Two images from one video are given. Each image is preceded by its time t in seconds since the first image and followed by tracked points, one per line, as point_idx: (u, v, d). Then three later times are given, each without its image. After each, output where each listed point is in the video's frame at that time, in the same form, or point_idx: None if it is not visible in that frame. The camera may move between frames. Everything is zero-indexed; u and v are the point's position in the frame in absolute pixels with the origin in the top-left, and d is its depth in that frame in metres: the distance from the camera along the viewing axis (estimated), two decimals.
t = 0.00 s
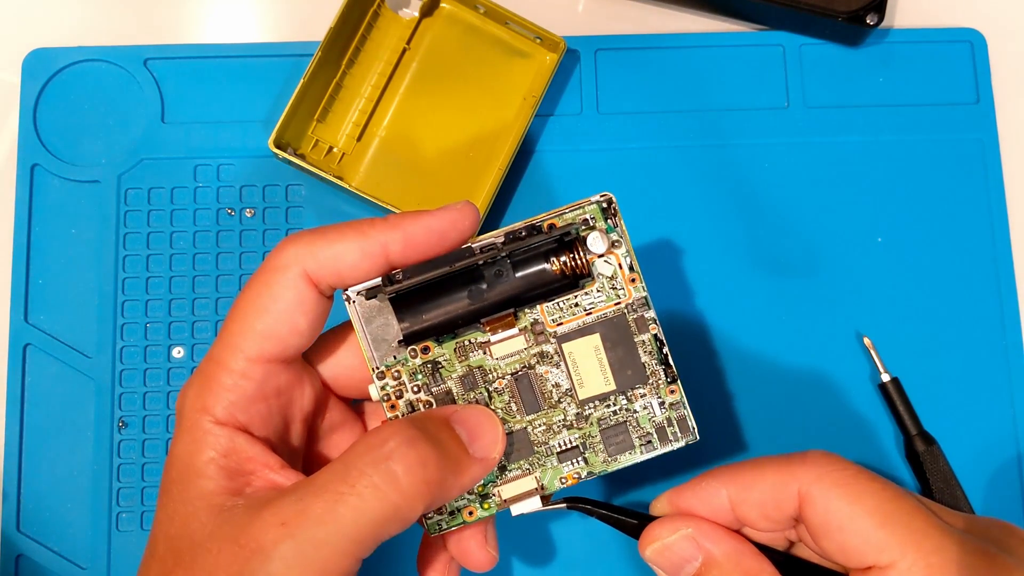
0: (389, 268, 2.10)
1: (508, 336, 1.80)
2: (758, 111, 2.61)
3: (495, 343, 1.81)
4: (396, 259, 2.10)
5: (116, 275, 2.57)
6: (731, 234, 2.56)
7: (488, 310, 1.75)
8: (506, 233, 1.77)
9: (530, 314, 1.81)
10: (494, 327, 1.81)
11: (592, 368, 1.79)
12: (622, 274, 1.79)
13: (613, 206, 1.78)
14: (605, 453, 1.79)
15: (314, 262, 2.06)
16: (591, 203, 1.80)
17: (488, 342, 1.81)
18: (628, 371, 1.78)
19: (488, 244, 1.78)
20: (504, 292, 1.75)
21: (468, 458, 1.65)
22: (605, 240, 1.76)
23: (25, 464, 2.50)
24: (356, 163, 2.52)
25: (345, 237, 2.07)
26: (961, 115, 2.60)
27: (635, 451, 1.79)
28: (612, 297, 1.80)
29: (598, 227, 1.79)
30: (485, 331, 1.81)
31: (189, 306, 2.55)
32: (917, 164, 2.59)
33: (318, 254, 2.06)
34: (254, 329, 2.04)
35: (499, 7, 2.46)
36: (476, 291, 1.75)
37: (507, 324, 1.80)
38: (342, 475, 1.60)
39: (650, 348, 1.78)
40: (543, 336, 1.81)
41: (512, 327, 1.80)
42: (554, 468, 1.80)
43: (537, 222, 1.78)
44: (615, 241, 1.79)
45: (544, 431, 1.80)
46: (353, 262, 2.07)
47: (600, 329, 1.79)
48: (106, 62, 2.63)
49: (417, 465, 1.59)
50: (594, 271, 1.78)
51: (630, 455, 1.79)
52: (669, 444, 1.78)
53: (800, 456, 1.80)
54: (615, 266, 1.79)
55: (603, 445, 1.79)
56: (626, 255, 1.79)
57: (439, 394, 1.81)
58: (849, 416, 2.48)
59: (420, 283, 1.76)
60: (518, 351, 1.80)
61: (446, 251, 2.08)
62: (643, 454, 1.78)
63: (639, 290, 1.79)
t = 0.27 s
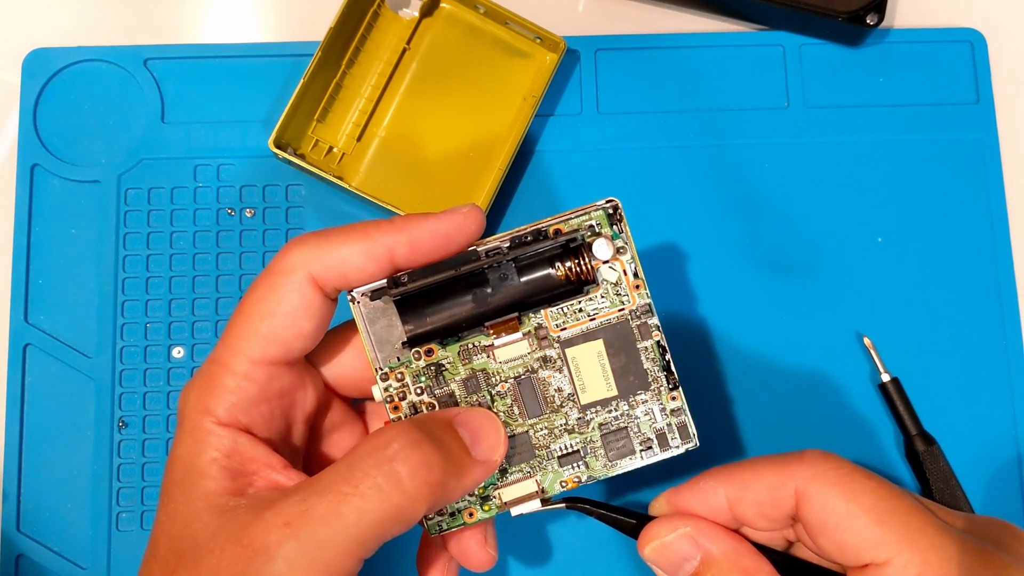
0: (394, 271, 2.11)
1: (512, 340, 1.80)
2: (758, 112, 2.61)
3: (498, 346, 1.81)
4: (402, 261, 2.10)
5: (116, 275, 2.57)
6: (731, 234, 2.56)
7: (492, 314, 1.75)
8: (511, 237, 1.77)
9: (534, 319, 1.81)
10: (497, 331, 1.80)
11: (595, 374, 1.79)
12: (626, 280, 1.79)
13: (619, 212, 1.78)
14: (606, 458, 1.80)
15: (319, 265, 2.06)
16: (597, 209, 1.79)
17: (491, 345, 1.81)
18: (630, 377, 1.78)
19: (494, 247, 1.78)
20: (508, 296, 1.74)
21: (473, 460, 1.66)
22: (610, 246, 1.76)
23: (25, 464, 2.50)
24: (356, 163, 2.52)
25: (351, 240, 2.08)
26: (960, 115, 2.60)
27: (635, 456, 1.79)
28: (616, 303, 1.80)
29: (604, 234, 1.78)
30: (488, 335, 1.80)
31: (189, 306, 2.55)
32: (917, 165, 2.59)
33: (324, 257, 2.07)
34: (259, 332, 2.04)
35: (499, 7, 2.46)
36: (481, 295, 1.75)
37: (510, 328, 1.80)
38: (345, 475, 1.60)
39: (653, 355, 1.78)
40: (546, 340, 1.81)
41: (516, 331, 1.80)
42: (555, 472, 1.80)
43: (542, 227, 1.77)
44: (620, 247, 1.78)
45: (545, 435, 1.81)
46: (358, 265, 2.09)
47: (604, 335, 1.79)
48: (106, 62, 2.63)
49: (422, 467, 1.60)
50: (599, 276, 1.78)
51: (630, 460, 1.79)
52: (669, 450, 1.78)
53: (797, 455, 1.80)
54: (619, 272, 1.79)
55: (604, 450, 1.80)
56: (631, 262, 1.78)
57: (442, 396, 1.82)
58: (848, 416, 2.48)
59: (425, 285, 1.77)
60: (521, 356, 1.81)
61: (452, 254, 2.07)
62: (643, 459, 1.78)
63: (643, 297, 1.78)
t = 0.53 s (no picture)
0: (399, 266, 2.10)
1: (514, 334, 1.81)
2: (758, 111, 2.61)
3: (501, 340, 1.81)
4: (406, 257, 2.10)
5: (116, 275, 2.57)
6: (732, 234, 2.56)
7: (495, 309, 1.77)
8: (514, 233, 1.80)
9: (536, 313, 1.81)
10: (500, 325, 1.81)
11: (597, 367, 1.79)
12: (628, 275, 1.79)
13: (620, 209, 1.79)
14: (608, 451, 1.80)
15: (325, 261, 2.08)
16: (599, 204, 1.79)
17: (494, 339, 1.81)
18: (632, 371, 1.78)
19: (496, 244, 1.81)
20: (510, 291, 1.76)
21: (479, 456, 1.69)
22: (611, 241, 1.76)
23: (25, 464, 2.50)
24: (356, 163, 2.52)
25: (356, 236, 2.07)
26: (960, 115, 2.60)
27: (636, 449, 1.79)
28: (618, 298, 1.80)
29: (606, 229, 1.79)
30: (491, 329, 1.81)
31: (189, 306, 2.55)
32: (917, 163, 2.59)
33: (330, 254, 2.08)
34: (266, 329, 2.04)
35: (499, 7, 2.46)
36: (483, 289, 1.76)
37: (513, 322, 1.81)
38: (352, 468, 1.58)
39: (653, 349, 1.79)
40: (548, 334, 1.81)
41: (518, 325, 1.81)
42: (557, 464, 1.80)
43: (544, 223, 1.79)
44: (621, 243, 1.79)
45: (547, 427, 1.80)
46: (364, 261, 2.07)
47: (605, 329, 1.79)
48: (107, 62, 2.63)
49: (426, 458, 1.59)
50: (600, 271, 1.78)
51: (631, 453, 1.80)
52: (670, 444, 1.78)
53: (796, 449, 1.80)
54: (621, 267, 1.79)
55: (605, 443, 1.80)
56: (633, 258, 1.79)
57: (446, 390, 1.82)
58: (847, 414, 2.48)
59: (429, 280, 1.79)
60: (524, 349, 1.81)
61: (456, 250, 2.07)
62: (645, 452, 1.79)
63: (645, 292, 1.79)
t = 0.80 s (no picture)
0: (407, 259, 2.11)
1: (521, 326, 1.81)
2: (758, 111, 2.61)
3: (507, 332, 1.81)
4: (415, 249, 2.11)
5: (116, 275, 2.57)
6: (732, 233, 2.56)
7: (502, 302, 1.79)
8: (520, 226, 1.79)
9: (542, 306, 1.81)
10: (506, 317, 1.81)
11: (601, 360, 1.79)
12: (633, 269, 1.79)
13: (625, 203, 1.79)
14: (612, 443, 1.80)
15: (334, 252, 2.08)
16: (604, 199, 1.80)
17: (500, 331, 1.81)
18: (636, 364, 1.79)
19: (503, 236, 1.79)
20: (517, 284, 1.78)
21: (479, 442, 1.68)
22: (617, 235, 1.76)
23: (25, 464, 2.50)
24: (356, 163, 2.52)
25: (364, 229, 2.08)
26: (961, 115, 2.60)
27: (640, 442, 1.80)
28: (622, 292, 1.80)
29: (611, 224, 1.79)
30: (497, 321, 1.81)
31: (189, 306, 2.55)
32: (917, 162, 2.59)
33: (340, 246, 2.08)
34: (274, 321, 2.04)
35: (499, 7, 2.45)
36: (490, 283, 1.78)
37: (519, 315, 1.80)
38: (360, 458, 1.58)
39: (657, 342, 1.78)
40: (554, 327, 1.81)
41: (524, 318, 1.81)
42: (561, 456, 1.81)
43: (550, 216, 1.78)
44: (626, 237, 1.79)
45: (552, 419, 1.81)
46: (372, 253, 2.09)
47: (610, 322, 1.79)
48: (106, 62, 2.63)
49: (433, 449, 1.60)
50: (605, 265, 1.79)
51: (636, 446, 1.80)
52: (673, 436, 1.79)
53: (797, 443, 1.80)
54: (625, 261, 1.79)
55: (610, 435, 1.80)
56: (637, 252, 1.79)
57: (453, 381, 1.82)
58: (847, 410, 2.48)
59: (436, 273, 1.80)
60: (530, 342, 1.81)
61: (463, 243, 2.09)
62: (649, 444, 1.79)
63: (649, 286, 1.79)
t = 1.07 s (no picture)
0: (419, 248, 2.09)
1: (530, 317, 1.82)
2: (759, 111, 2.61)
3: (516, 323, 1.82)
4: (426, 238, 2.09)
5: (116, 275, 2.57)
6: (732, 233, 2.56)
7: (510, 292, 1.78)
8: (531, 218, 1.79)
9: (551, 297, 1.82)
10: (516, 308, 1.81)
11: (609, 352, 1.80)
12: (642, 262, 1.80)
13: (636, 196, 1.79)
14: (618, 434, 1.81)
15: (347, 241, 2.06)
16: (615, 192, 1.80)
17: (510, 322, 1.82)
18: (643, 356, 1.80)
19: (514, 228, 1.80)
20: (527, 275, 1.77)
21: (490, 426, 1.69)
22: (627, 229, 1.77)
23: (25, 464, 2.50)
24: (356, 163, 2.53)
25: (376, 217, 2.05)
26: (961, 115, 2.60)
27: (645, 433, 1.81)
28: (632, 285, 1.81)
29: (621, 217, 1.79)
30: (507, 311, 1.82)
31: (189, 306, 2.55)
32: (919, 161, 2.59)
33: (353, 234, 2.06)
34: (288, 308, 2.03)
35: (499, 7, 2.45)
36: (500, 273, 1.77)
37: (528, 306, 1.81)
38: (369, 443, 1.60)
39: (665, 336, 1.80)
40: (562, 318, 1.82)
41: (533, 309, 1.82)
42: (567, 445, 1.82)
43: (561, 209, 1.79)
44: (636, 230, 1.79)
45: (559, 409, 1.82)
46: (383, 242, 2.06)
47: (619, 315, 1.81)
48: (107, 62, 2.63)
49: (442, 435, 1.61)
50: (615, 258, 1.79)
51: (641, 437, 1.81)
52: (678, 428, 1.80)
53: (801, 434, 1.81)
54: (635, 255, 1.80)
55: (616, 426, 1.81)
56: (647, 245, 1.79)
57: (461, 370, 1.83)
58: (849, 405, 2.48)
59: (446, 263, 1.80)
60: (538, 332, 1.82)
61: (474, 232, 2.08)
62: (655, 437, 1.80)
63: (658, 280, 1.80)
